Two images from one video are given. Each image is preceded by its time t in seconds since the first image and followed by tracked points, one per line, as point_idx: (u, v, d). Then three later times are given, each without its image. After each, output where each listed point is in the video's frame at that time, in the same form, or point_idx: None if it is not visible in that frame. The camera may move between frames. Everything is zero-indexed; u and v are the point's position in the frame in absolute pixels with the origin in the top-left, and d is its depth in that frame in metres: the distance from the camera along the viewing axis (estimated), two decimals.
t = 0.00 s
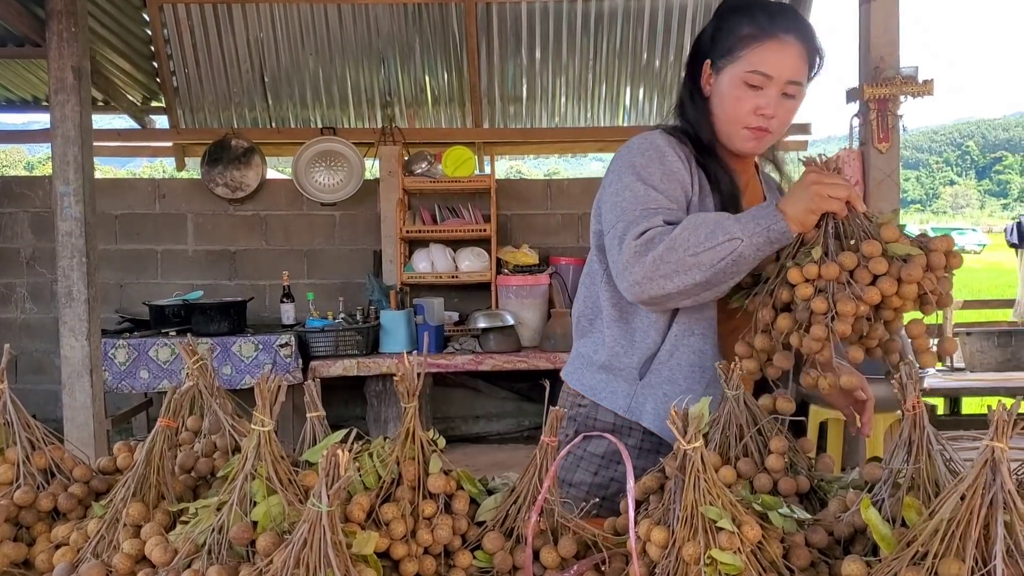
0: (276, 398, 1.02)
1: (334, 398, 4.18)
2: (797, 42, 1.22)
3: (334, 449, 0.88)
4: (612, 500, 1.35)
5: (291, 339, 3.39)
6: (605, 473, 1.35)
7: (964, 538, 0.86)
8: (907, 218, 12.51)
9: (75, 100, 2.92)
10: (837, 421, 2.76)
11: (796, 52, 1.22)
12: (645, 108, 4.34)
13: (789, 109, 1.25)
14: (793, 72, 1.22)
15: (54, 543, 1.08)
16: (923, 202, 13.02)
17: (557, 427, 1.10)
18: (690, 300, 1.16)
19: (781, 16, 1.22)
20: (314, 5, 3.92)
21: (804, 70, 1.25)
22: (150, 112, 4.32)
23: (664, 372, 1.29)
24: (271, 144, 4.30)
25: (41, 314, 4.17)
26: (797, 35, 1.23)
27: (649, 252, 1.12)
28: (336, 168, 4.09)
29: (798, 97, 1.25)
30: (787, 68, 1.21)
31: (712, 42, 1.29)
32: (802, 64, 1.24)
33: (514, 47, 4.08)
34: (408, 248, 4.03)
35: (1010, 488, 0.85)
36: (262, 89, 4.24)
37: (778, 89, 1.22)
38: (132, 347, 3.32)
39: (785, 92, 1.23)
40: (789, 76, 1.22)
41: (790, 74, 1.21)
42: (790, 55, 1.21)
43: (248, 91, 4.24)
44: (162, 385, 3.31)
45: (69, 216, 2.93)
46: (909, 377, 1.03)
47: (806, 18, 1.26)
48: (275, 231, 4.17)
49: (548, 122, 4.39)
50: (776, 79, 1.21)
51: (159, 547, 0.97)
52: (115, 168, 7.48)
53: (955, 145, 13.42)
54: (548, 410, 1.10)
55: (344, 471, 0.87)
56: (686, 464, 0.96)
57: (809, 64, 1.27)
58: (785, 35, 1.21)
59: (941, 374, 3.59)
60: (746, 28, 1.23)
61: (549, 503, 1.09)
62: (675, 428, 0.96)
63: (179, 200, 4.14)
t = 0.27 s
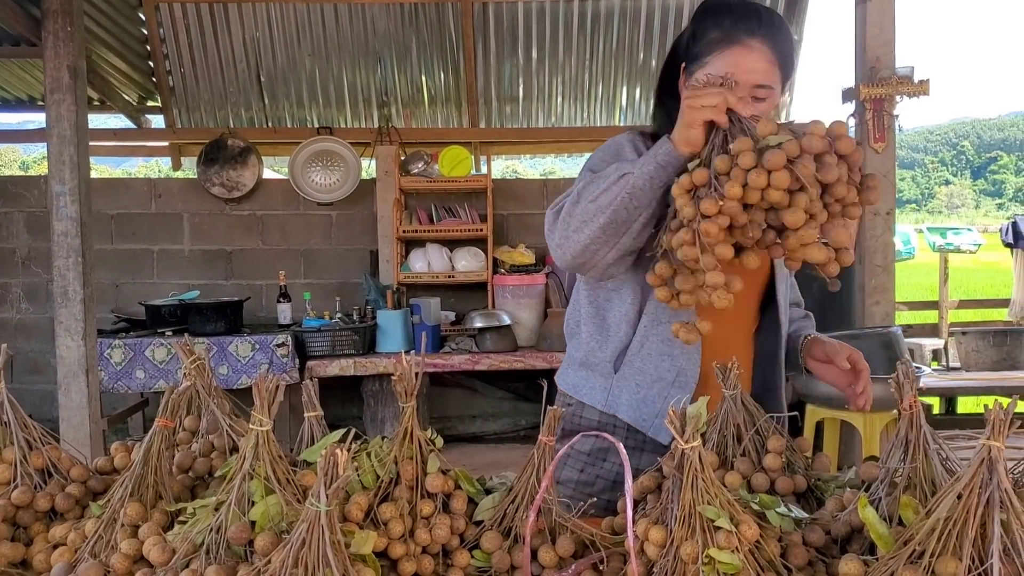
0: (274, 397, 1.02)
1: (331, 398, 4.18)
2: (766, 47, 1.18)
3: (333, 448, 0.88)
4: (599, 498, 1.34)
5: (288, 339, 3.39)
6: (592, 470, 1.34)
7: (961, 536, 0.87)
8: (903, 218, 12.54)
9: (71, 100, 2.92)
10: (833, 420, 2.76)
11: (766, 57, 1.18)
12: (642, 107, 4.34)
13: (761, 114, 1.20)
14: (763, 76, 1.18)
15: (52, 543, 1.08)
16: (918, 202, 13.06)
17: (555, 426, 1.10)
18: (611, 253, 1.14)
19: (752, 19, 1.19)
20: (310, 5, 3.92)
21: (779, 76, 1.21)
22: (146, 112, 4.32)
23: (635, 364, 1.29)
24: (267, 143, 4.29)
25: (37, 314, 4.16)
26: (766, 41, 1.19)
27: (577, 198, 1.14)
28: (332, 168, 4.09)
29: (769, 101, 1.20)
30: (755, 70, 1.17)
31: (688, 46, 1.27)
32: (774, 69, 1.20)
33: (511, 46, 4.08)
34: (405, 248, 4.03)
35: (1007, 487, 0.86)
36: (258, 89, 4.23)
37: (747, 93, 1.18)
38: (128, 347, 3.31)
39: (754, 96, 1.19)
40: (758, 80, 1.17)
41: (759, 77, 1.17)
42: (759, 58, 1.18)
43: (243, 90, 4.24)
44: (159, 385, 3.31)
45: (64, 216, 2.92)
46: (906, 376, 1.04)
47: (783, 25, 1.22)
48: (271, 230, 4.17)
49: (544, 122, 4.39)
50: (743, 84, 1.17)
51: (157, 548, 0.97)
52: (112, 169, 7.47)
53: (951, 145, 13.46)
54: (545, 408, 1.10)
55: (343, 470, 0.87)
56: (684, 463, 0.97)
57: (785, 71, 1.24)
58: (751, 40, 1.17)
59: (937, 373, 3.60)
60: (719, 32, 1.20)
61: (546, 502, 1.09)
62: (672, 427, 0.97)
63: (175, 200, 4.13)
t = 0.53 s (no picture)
0: (276, 397, 1.02)
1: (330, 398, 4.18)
2: (760, 44, 1.19)
3: (336, 447, 0.88)
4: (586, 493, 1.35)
5: (287, 339, 3.39)
6: (579, 463, 1.36)
7: (960, 534, 0.87)
8: (900, 219, 12.56)
9: (70, 100, 2.92)
10: (831, 420, 2.77)
11: (762, 53, 1.19)
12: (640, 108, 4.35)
13: (756, 112, 1.21)
14: (759, 72, 1.19)
15: (54, 543, 1.08)
16: (915, 202, 13.09)
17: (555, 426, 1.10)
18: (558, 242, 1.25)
19: (751, 17, 1.20)
20: (309, 6, 3.92)
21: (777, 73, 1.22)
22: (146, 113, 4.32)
23: (605, 356, 1.34)
24: (265, 144, 4.29)
25: (35, 314, 4.16)
26: (761, 38, 1.19)
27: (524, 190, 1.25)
28: (331, 169, 4.09)
29: (767, 98, 1.21)
30: (749, 67, 1.18)
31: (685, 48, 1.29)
32: (772, 65, 1.21)
33: (509, 47, 4.09)
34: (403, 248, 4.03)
35: (1005, 485, 0.86)
36: (257, 90, 4.24)
37: (742, 90, 1.19)
38: (127, 347, 3.31)
39: (750, 92, 1.20)
40: (752, 76, 1.18)
41: (754, 74, 1.18)
42: (754, 53, 1.19)
43: (242, 91, 4.24)
44: (158, 386, 3.31)
45: (63, 217, 2.92)
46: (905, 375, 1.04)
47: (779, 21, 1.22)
48: (270, 231, 4.17)
49: (542, 123, 4.40)
50: (736, 80, 1.18)
51: (160, 546, 0.97)
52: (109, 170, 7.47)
53: (947, 146, 13.49)
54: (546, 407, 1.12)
55: (346, 469, 0.88)
56: (684, 462, 0.97)
57: (784, 68, 1.25)
58: (744, 37, 1.18)
59: (934, 373, 3.61)
60: (713, 30, 1.21)
61: (547, 501, 1.10)
62: (673, 426, 0.97)
63: (173, 201, 4.13)
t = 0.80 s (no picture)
0: (279, 396, 1.02)
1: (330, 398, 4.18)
2: (752, 40, 1.18)
3: (340, 446, 0.89)
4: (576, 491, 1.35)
5: (287, 339, 3.38)
6: (574, 459, 1.35)
7: (963, 533, 0.87)
8: (900, 219, 12.56)
9: (69, 100, 2.91)
10: (831, 420, 2.76)
11: (755, 48, 1.18)
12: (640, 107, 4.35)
13: (751, 109, 1.21)
14: (750, 68, 1.18)
15: (56, 542, 1.08)
16: (915, 202, 13.09)
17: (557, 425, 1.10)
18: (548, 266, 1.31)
19: (751, 13, 1.20)
20: (309, 5, 3.92)
21: (772, 69, 1.21)
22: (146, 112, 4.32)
23: (590, 358, 1.39)
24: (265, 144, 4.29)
25: (35, 314, 4.15)
26: (754, 33, 1.18)
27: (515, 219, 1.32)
28: (331, 168, 4.09)
29: (762, 93, 1.20)
30: (741, 63, 1.18)
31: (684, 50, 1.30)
32: (765, 60, 1.19)
33: (509, 47, 4.08)
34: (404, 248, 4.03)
35: (1008, 484, 0.86)
36: (257, 89, 4.23)
37: (734, 86, 1.19)
38: (127, 347, 3.31)
39: (743, 89, 1.19)
40: (743, 72, 1.18)
41: (746, 70, 1.18)
42: (745, 49, 1.18)
43: (242, 91, 4.24)
44: (157, 385, 3.30)
45: (63, 216, 2.92)
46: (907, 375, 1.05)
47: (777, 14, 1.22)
48: (270, 231, 4.17)
49: (542, 122, 4.40)
50: (726, 76, 1.18)
51: (163, 546, 0.97)
52: (108, 170, 7.46)
53: (947, 146, 13.49)
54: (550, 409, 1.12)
55: (349, 467, 0.89)
56: (686, 462, 0.97)
57: (783, 64, 1.23)
58: (736, 34, 1.18)
59: (935, 373, 3.61)
60: (707, 27, 1.21)
61: (550, 501, 1.10)
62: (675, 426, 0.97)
63: (173, 201, 4.13)
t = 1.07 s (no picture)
0: (281, 396, 1.03)
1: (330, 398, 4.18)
2: (723, 34, 1.16)
3: (342, 446, 0.91)
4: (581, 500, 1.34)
5: (287, 339, 3.39)
6: (579, 466, 1.35)
7: (963, 532, 0.87)
8: (900, 219, 12.56)
9: (70, 100, 2.91)
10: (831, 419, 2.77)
11: (725, 43, 1.16)
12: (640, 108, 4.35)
13: (727, 105, 1.18)
14: (722, 64, 1.16)
15: (58, 542, 1.08)
16: (915, 202, 13.09)
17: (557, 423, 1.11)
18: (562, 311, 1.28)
19: (728, 9, 1.18)
20: (309, 5, 3.92)
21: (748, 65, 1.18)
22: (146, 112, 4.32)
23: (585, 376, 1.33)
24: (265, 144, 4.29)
25: (35, 314, 4.15)
26: (725, 28, 1.16)
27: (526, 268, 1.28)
28: (331, 168, 4.09)
29: (736, 90, 1.18)
30: (713, 60, 1.15)
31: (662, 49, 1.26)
32: (738, 55, 1.17)
33: (509, 47, 4.09)
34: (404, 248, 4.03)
35: (1008, 483, 0.86)
36: (257, 89, 4.24)
37: (707, 83, 1.17)
38: (127, 347, 3.31)
39: (717, 86, 1.17)
40: (714, 68, 1.15)
41: (719, 66, 1.15)
42: (715, 45, 1.16)
43: (242, 91, 4.24)
44: (158, 386, 3.31)
45: (64, 217, 2.92)
46: (907, 375, 1.05)
47: (753, 9, 1.20)
48: (270, 231, 4.17)
49: (542, 122, 4.40)
50: (697, 73, 1.16)
51: (164, 545, 0.98)
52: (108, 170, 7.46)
53: (947, 146, 13.49)
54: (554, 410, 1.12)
55: (350, 467, 0.90)
56: (687, 461, 0.97)
57: (758, 58, 1.20)
58: (706, 29, 1.16)
59: (935, 373, 3.61)
60: (680, 26, 1.20)
61: (551, 500, 1.10)
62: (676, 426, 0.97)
63: (173, 201, 4.13)
